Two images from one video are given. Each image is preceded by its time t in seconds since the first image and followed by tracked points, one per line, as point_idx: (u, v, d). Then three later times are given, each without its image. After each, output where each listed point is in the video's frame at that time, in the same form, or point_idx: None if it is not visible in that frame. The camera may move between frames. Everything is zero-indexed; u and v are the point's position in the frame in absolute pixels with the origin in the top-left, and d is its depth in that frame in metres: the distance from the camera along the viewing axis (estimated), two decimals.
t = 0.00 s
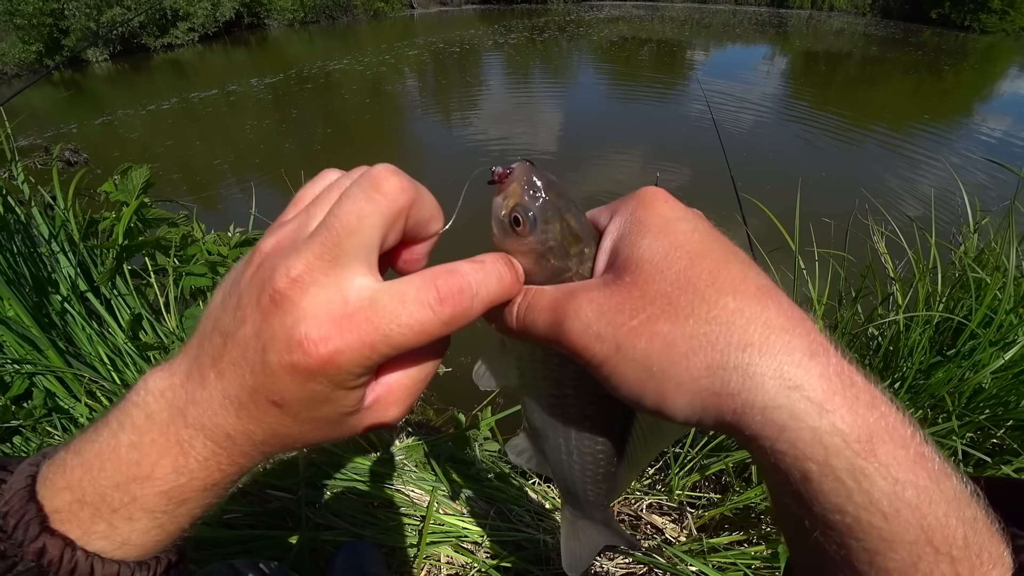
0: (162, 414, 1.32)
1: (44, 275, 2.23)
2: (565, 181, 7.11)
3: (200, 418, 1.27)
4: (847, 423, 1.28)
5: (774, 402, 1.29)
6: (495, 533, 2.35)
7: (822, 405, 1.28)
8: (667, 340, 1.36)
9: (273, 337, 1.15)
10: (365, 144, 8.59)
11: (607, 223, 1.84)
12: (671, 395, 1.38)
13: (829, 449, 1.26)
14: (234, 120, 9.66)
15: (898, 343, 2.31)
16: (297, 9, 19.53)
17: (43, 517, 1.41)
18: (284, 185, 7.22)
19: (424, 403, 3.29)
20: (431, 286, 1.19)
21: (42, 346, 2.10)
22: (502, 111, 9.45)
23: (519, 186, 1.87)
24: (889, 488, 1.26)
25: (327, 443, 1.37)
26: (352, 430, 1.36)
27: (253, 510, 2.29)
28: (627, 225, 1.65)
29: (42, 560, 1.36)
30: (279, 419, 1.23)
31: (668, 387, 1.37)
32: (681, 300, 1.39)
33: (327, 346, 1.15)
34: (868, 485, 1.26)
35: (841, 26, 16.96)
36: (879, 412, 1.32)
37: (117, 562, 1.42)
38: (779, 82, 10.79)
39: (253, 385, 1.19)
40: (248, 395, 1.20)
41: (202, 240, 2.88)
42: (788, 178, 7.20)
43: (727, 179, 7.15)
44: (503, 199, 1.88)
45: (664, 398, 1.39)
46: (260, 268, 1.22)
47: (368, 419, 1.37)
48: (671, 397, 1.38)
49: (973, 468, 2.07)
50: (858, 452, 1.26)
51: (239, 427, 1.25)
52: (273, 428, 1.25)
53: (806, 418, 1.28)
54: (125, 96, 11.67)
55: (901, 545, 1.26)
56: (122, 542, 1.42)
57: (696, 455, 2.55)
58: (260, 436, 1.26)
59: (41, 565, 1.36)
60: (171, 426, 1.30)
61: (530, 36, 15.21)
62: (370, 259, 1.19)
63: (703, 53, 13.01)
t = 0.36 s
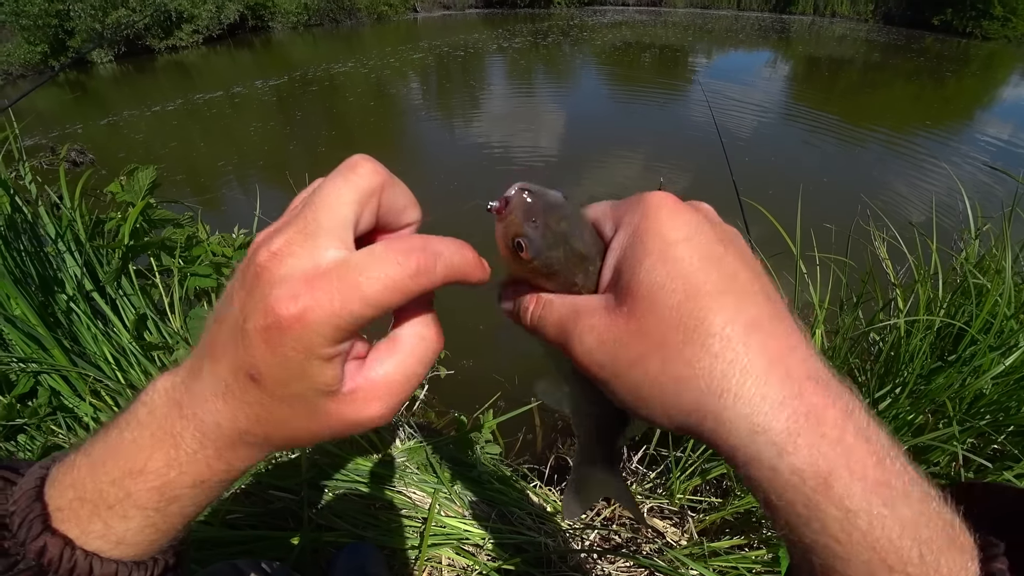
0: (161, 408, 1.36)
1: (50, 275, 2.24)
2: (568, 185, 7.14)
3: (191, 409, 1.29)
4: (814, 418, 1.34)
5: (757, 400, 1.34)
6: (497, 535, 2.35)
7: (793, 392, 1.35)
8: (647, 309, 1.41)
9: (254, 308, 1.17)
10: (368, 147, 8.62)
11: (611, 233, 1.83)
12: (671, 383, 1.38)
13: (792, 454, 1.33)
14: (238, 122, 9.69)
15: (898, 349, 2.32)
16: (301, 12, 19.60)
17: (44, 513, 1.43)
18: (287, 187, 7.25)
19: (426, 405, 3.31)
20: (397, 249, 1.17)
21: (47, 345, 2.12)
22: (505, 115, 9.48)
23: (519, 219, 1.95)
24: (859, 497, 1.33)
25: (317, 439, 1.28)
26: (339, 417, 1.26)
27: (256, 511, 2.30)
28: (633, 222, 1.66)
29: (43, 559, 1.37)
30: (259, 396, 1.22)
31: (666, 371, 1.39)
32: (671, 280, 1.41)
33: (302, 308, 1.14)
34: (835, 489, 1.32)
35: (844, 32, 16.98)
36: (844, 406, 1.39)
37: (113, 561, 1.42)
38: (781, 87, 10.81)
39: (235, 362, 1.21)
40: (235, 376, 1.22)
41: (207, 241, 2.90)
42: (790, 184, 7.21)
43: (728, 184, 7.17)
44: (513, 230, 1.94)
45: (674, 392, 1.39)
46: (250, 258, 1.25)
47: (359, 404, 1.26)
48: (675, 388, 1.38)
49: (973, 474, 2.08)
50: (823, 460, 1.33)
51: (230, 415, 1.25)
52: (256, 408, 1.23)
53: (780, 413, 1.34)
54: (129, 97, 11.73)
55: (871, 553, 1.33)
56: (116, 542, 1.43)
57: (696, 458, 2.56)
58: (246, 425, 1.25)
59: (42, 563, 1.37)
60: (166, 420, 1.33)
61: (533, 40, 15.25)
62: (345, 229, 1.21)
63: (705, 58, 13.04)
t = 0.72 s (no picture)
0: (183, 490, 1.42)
1: (61, 286, 2.29)
2: (571, 198, 7.18)
3: (208, 479, 1.36)
4: (752, 435, 1.47)
5: (710, 432, 1.44)
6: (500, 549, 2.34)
7: (734, 418, 1.45)
8: (633, 340, 1.40)
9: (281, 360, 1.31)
10: (373, 158, 8.69)
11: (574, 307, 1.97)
12: (651, 409, 1.45)
13: (730, 463, 1.46)
14: (245, 132, 9.78)
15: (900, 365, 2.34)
16: (308, 24, 19.82)
17: None
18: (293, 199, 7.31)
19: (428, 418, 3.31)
20: (400, 285, 1.35)
21: (58, 355, 2.14)
22: (509, 127, 9.55)
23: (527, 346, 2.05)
24: (778, 502, 1.49)
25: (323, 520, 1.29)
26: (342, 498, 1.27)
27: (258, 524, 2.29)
28: (609, 237, 1.69)
29: None
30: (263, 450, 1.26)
31: (650, 400, 1.43)
32: (657, 309, 1.44)
33: (315, 356, 1.24)
34: (757, 496, 1.48)
35: (846, 46, 17.08)
36: (770, 418, 1.54)
37: None
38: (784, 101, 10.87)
39: (253, 412, 1.30)
40: (249, 430, 1.29)
41: (216, 254, 2.93)
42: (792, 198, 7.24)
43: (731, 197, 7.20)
44: (508, 356, 2.05)
45: (656, 422, 1.47)
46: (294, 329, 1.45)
47: (361, 485, 1.27)
48: (653, 408, 1.45)
49: (976, 491, 2.08)
50: (752, 475, 1.48)
51: (241, 478, 1.29)
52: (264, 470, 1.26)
53: (728, 439, 1.45)
54: (137, 106, 11.85)
55: (786, 561, 1.48)
56: None
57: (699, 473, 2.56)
58: (252, 493, 1.27)
59: None
60: (181, 500, 1.40)
61: (537, 53, 15.38)
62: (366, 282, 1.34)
63: (708, 72, 13.14)
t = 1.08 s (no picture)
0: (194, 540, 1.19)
1: (57, 293, 2.29)
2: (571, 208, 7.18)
3: (228, 536, 1.14)
4: (748, 470, 1.42)
5: (710, 478, 1.39)
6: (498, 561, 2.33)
7: (733, 459, 1.40)
8: (635, 422, 1.29)
9: (303, 438, 1.13)
10: (374, 167, 8.71)
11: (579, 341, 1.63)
12: (648, 468, 1.39)
13: (728, 498, 1.42)
14: (246, 140, 9.83)
15: (901, 376, 2.32)
16: (309, 34, 20.03)
17: None
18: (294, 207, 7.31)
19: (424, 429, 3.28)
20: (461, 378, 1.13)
21: (52, 363, 2.12)
22: (509, 137, 9.59)
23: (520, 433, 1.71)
24: (775, 529, 1.43)
25: None
26: None
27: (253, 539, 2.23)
28: (600, 286, 1.43)
29: None
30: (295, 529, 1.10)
31: (650, 466, 1.35)
32: (654, 380, 1.30)
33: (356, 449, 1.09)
34: (752, 525, 1.43)
35: (843, 57, 17.25)
36: (766, 449, 1.48)
37: None
38: (783, 111, 10.94)
39: (274, 487, 1.11)
40: (272, 502, 1.11)
41: (213, 262, 2.93)
42: (792, 208, 7.24)
43: (731, 207, 7.21)
44: (502, 444, 1.73)
45: (654, 474, 1.41)
46: (304, 388, 1.24)
47: None
48: (650, 467, 1.38)
49: (979, 503, 2.06)
50: (748, 508, 1.43)
51: (269, 552, 1.11)
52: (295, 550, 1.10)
53: (725, 482, 1.40)
54: (139, 114, 11.92)
55: None
56: None
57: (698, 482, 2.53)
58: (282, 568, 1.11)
59: None
60: (192, 549, 1.19)
61: (537, 63, 15.52)
62: (409, 370, 1.11)
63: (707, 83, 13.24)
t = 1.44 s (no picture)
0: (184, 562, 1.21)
1: (56, 296, 2.29)
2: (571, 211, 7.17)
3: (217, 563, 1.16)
4: (756, 481, 1.40)
5: (714, 497, 1.36)
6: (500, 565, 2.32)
7: (740, 473, 1.36)
8: (635, 449, 1.23)
9: (277, 471, 1.10)
10: (375, 172, 8.72)
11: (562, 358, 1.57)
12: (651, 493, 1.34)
13: (735, 512, 1.40)
14: (247, 145, 9.84)
15: (904, 377, 2.31)
16: (310, 39, 20.12)
17: None
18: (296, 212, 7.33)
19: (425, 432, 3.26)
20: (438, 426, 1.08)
21: (51, 366, 2.11)
22: (509, 140, 9.61)
23: (499, 460, 1.64)
24: (785, 542, 1.44)
25: None
26: None
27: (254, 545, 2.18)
28: (588, 295, 1.35)
29: None
30: (280, 560, 1.11)
31: (650, 488, 1.31)
32: (655, 404, 1.25)
33: (331, 491, 1.07)
34: (762, 538, 1.43)
35: (843, 60, 17.27)
36: (774, 457, 1.46)
37: None
38: (783, 114, 10.95)
39: (253, 518, 1.11)
40: (255, 533, 1.11)
41: (213, 265, 2.92)
42: (793, 210, 7.22)
43: (731, 211, 7.21)
44: (482, 470, 1.65)
45: (655, 496, 1.37)
46: (281, 412, 1.20)
47: None
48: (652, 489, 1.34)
49: (983, 506, 2.05)
50: (757, 521, 1.42)
51: None
52: None
53: (730, 499, 1.38)
54: (140, 119, 11.96)
55: None
56: None
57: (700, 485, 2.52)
58: None
59: None
60: (183, 571, 1.21)
61: (538, 68, 15.55)
62: (381, 413, 1.06)
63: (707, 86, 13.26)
